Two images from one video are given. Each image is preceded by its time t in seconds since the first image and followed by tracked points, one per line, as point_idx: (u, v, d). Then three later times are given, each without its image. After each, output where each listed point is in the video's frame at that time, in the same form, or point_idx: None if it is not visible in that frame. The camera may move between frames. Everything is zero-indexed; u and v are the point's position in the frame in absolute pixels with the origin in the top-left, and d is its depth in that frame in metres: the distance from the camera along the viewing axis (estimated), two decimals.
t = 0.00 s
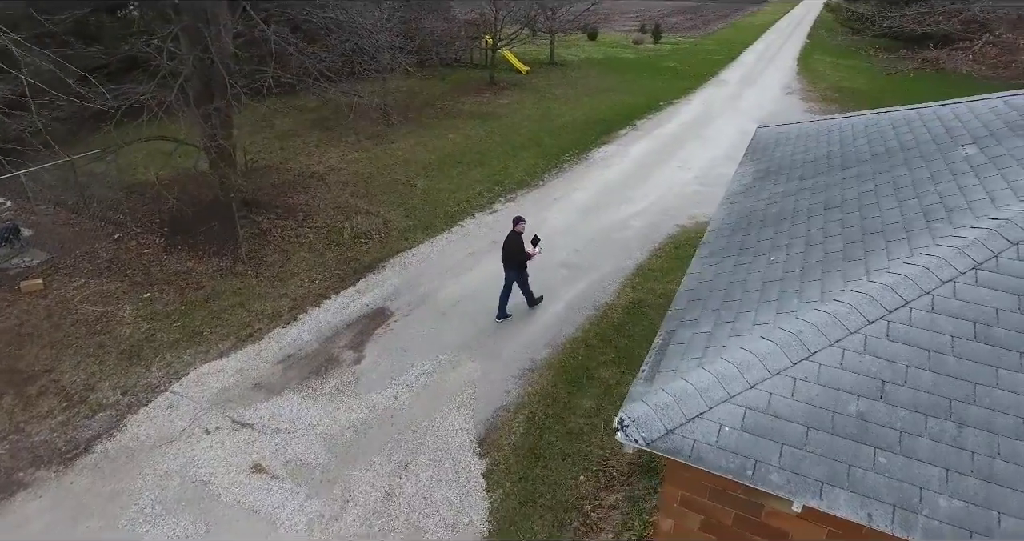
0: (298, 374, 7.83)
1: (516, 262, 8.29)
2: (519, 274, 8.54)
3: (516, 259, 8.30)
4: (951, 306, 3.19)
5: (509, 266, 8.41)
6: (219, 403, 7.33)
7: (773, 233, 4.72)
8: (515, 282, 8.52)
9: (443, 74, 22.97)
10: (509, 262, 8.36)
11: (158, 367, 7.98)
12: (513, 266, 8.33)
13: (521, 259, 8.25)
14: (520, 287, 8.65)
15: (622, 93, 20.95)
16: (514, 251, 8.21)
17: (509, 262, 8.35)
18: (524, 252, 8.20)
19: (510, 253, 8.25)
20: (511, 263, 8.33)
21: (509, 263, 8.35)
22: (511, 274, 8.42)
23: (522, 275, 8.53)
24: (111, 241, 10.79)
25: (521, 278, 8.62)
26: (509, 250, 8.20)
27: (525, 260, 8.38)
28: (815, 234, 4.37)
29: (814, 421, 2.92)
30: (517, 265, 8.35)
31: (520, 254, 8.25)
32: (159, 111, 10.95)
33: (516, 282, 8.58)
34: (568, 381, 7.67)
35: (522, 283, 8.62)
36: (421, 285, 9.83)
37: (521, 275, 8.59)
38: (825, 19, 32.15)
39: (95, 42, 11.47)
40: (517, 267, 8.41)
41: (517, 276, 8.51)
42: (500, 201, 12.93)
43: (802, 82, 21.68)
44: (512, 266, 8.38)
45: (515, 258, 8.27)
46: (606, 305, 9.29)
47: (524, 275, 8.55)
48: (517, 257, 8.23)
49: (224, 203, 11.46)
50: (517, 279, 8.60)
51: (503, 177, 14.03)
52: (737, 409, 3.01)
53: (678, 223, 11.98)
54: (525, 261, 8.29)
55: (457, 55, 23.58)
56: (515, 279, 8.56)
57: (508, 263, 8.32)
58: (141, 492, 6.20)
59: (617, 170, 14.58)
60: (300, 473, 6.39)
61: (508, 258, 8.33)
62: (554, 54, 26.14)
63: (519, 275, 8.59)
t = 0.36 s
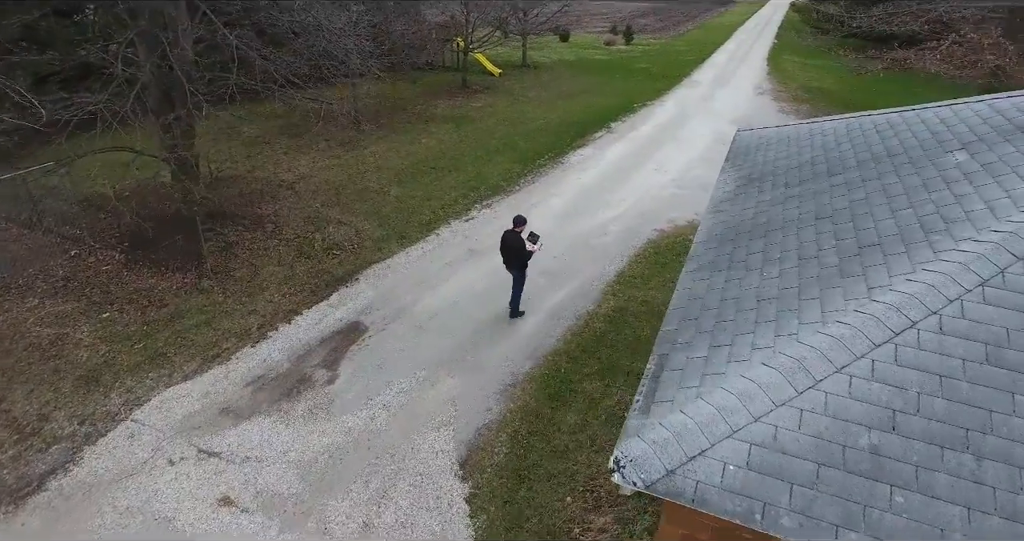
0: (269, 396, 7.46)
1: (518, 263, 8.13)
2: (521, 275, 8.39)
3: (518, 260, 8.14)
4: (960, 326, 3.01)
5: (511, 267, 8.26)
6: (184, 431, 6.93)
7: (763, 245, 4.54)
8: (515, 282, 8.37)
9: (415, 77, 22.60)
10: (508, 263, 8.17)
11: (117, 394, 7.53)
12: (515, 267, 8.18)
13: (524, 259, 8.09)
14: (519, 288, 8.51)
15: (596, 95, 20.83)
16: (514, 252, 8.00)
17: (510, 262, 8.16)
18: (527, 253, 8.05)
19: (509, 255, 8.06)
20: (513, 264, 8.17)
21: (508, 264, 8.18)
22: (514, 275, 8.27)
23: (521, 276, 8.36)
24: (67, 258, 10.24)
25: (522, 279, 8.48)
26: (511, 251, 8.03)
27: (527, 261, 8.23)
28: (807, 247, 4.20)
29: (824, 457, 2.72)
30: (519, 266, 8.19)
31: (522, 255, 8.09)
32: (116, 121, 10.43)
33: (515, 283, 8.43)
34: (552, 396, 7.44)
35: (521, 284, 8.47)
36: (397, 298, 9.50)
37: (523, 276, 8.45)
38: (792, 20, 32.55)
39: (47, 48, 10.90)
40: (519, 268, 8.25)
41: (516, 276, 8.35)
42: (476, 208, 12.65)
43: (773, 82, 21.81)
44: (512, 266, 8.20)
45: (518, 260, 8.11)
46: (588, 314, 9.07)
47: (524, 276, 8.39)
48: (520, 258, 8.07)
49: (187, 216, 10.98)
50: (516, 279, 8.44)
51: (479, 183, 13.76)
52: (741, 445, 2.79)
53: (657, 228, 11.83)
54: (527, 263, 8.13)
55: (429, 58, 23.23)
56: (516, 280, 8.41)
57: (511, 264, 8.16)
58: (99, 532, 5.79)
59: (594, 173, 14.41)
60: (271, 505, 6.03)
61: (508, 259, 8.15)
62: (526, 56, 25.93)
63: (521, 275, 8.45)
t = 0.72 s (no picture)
0: (240, 421, 7.08)
1: (519, 262, 8.23)
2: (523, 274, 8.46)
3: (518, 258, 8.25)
4: (980, 352, 2.82)
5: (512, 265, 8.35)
6: (149, 462, 6.52)
7: (759, 259, 4.33)
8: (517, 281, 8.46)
9: (389, 81, 22.21)
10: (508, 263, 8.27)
11: (78, 422, 7.09)
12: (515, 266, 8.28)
13: (525, 257, 8.19)
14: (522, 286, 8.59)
15: (573, 97, 20.66)
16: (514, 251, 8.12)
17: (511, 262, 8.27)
18: (528, 251, 8.15)
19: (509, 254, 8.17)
20: (513, 262, 8.27)
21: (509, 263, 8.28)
22: (514, 274, 8.35)
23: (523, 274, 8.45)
24: (24, 276, 9.71)
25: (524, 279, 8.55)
26: (511, 250, 8.14)
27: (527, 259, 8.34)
28: (807, 262, 4.00)
29: (844, 502, 2.50)
30: (520, 264, 8.29)
31: (522, 254, 8.18)
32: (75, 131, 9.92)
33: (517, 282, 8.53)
34: (538, 413, 7.19)
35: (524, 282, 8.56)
36: (375, 312, 9.17)
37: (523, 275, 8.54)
38: (765, 21, 32.82)
39: None
40: (519, 266, 8.36)
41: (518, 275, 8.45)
42: (454, 215, 12.36)
43: (748, 83, 21.88)
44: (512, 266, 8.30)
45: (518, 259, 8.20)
46: (573, 325, 8.84)
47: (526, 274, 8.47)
48: (520, 256, 8.17)
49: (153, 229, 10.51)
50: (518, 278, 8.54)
51: (457, 189, 13.47)
52: (754, 489, 2.55)
53: (640, 233, 11.65)
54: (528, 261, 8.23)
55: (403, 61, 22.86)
56: (518, 280, 8.49)
57: (512, 262, 8.26)
58: None
59: (574, 178, 14.21)
60: None
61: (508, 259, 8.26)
62: (502, 58, 25.69)
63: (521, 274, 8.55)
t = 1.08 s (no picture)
0: (213, 446, 6.73)
1: (518, 260, 8.39)
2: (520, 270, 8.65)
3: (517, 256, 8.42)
4: (1005, 376, 2.63)
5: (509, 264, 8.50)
6: (115, 493, 6.14)
7: (757, 272, 4.14)
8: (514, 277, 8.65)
9: (366, 84, 21.84)
10: (507, 261, 8.45)
11: (38, 451, 6.68)
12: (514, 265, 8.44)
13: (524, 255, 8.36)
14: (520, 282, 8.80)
15: (553, 99, 20.48)
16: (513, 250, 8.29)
17: (509, 260, 8.44)
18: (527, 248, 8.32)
19: (508, 253, 8.35)
20: (512, 260, 8.43)
21: (508, 261, 8.47)
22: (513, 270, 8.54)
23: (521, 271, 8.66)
24: None
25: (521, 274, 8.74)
26: (511, 249, 8.30)
27: (526, 257, 8.51)
28: (809, 276, 3.81)
29: None
30: (519, 262, 8.47)
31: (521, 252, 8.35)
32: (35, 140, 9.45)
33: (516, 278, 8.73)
34: (526, 429, 6.94)
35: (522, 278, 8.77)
36: (355, 325, 8.86)
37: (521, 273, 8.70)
38: (742, 22, 32.97)
39: None
40: (518, 264, 8.52)
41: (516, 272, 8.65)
42: (435, 222, 12.06)
43: (727, 84, 21.85)
44: (511, 264, 8.48)
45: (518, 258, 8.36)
46: (559, 335, 8.59)
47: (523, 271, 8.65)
48: (520, 254, 8.33)
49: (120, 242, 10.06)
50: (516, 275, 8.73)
51: (438, 194, 13.18)
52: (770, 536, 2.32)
53: (624, 238, 11.47)
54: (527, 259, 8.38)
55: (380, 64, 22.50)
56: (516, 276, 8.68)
57: (510, 260, 8.44)
58: None
59: (556, 182, 14.01)
60: None
61: (507, 258, 8.43)
62: (481, 60, 25.43)
63: (519, 271, 8.72)
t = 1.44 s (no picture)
0: (181, 480, 6.33)
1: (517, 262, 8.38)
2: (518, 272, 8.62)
3: (516, 255, 8.40)
4: None
5: (508, 263, 8.49)
6: (76, 535, 5.73)
7: (760, 295, 3.90)
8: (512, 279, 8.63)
9: (343, 90, 21.42)
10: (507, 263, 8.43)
11: None
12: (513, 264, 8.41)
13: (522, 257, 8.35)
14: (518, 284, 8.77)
15: (534, 104, 20.27)
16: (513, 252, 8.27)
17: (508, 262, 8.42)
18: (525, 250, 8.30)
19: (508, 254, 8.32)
20: (511, 262, 8.43)
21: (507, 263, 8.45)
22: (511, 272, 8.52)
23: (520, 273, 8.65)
24: None
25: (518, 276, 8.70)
26: (510, 250, 8.28)
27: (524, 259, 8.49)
28: (816, 299, 3.57)
29: None
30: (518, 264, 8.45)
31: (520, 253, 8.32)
32: None
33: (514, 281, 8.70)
34: (513, 452, 6.64)
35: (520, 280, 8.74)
36: (332, 344, 8.48)
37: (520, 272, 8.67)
38: (718, 25, 33.11)
39: None
40: (517, 266, 8.51)
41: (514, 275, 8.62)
42: (415, 233, 11.73)
43: (706, 87, 21.82)
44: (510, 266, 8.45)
45: (515, 257, 8.33)
46: (546, 350, 8.31)
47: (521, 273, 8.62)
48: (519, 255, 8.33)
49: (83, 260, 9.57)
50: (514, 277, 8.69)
51: (418, 203, 12.85)
52: None
53: (610, 247, 11.24)
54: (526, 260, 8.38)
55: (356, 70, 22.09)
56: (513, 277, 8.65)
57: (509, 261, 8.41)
58: None
59: (538, 189, 13.76)
60: None
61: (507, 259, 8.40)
62: (459, 65, 25.14)
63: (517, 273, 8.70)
